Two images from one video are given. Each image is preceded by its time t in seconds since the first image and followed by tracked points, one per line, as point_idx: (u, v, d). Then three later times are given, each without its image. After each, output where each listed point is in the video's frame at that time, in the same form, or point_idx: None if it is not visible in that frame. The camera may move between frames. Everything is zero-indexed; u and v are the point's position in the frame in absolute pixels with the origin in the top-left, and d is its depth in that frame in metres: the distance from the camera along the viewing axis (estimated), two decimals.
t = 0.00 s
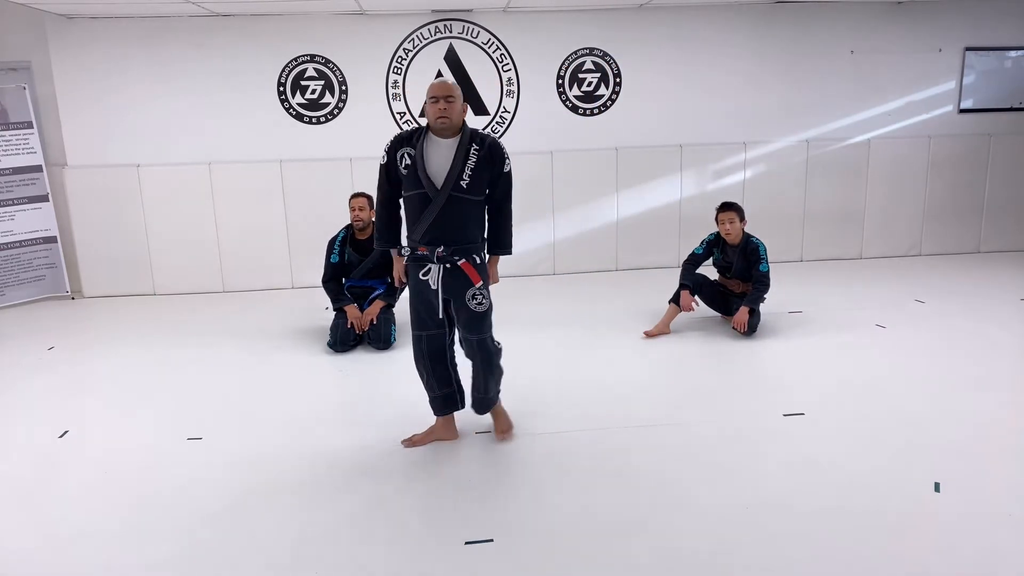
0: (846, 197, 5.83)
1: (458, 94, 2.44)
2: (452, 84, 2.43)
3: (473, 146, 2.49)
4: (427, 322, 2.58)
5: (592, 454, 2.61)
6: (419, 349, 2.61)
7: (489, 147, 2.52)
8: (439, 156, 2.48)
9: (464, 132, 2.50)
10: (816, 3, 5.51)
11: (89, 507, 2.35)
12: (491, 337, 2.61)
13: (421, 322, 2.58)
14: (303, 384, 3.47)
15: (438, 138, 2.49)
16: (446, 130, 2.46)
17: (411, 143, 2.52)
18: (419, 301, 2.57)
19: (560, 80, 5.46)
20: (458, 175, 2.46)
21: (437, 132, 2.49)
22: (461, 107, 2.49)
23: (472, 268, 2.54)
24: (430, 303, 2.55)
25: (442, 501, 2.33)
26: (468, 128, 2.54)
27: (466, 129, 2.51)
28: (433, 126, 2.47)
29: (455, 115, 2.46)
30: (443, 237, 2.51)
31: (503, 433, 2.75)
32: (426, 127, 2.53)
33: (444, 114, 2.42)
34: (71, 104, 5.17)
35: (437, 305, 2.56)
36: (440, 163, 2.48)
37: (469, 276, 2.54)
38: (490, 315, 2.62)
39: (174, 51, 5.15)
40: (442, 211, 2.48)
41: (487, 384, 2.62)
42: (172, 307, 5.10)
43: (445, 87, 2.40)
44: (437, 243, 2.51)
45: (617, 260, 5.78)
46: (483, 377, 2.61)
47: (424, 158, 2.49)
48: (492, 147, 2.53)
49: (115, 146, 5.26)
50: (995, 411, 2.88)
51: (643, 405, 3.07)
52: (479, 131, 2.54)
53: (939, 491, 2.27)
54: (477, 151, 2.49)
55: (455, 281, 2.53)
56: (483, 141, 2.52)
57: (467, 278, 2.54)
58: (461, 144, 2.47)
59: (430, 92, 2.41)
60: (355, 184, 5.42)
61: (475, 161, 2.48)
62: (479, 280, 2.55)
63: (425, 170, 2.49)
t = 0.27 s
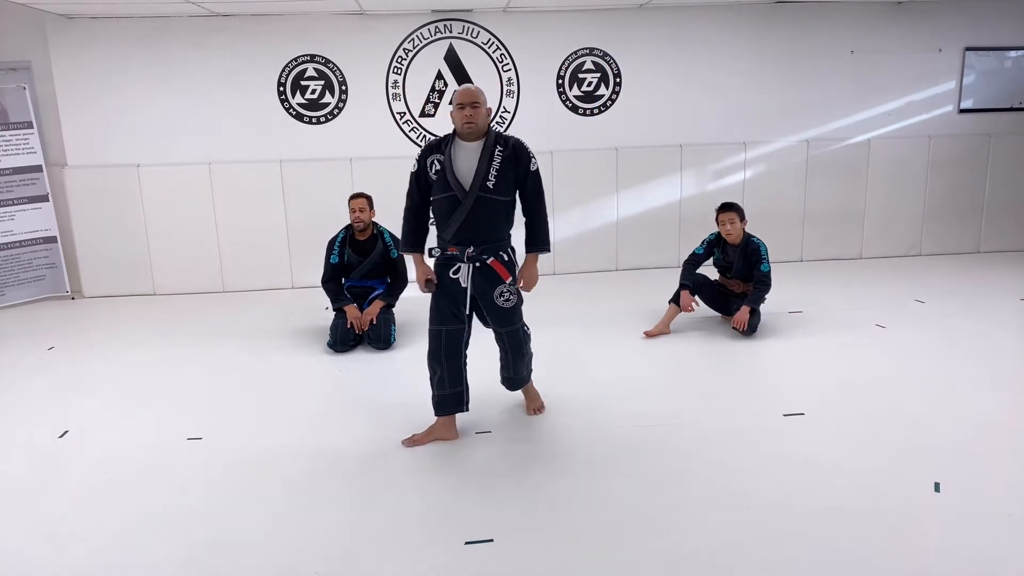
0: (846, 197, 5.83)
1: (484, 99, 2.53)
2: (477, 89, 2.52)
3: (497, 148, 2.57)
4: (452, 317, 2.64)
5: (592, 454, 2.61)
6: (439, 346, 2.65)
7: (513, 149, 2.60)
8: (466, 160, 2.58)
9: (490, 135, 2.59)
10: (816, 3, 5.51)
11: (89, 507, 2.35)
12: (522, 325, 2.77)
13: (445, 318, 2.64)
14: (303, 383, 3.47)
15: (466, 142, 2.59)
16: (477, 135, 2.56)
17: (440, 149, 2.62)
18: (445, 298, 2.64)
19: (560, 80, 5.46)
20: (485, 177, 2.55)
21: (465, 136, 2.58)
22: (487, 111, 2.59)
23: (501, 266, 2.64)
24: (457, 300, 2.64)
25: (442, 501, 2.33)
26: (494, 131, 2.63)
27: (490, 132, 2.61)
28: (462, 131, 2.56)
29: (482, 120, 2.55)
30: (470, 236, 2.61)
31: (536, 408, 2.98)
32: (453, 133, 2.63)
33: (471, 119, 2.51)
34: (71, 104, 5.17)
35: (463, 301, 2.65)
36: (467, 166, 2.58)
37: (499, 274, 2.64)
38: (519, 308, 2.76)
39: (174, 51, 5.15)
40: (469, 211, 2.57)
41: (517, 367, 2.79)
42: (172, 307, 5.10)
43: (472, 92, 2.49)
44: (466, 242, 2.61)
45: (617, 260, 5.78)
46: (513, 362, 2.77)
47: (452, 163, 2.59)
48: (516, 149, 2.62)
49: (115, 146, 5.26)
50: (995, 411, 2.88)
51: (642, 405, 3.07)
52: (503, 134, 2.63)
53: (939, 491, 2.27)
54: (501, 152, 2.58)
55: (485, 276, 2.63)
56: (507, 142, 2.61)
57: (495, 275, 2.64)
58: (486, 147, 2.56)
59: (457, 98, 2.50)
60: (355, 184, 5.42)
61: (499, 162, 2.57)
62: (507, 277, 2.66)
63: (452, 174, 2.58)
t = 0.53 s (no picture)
0: (846, 197, 5.83)
1: (508, 106, 2.58)
2: (502, 96, 2.58)
3: (519, 156, 2.62)
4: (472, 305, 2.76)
5: (593, 454, 2.61)
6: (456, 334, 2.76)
7: (534, 156, 2.64)
8: (491, 166, 2.66)
9: (515, 142, 2.65)
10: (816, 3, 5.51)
11: (89, 507, 2.35)
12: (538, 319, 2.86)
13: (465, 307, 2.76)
14: (303, 383, 3.47)
15: (493, 149, 2.66)
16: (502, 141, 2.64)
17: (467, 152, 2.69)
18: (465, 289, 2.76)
19: (560, 80, 5.46)
20: (506, 183, 2.62)
21: (492, 143, 2.65)
22: (513, 118, 2.64)
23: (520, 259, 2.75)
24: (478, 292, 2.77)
25: (442, 500, 2.33)
26: (519, 137, 2.68)
27: (514, 139, 2.66)
28: (488, 138, 2.63)
29: (507, 127, 2.60)
30: (493, 236, 2.71)
31: (537, 408, 2.98)
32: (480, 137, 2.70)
33: (496, 126, 2.57)
34: (71, 104, 5.17)
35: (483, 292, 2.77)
36: (492, 171, 2.67)
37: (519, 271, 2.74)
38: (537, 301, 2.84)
39: (174, 51, 5.15)
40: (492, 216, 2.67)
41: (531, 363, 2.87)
42: (172, 307, 5.10)
43: (496, 100, 2.55)
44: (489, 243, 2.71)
45: (617, 260, 5.78)
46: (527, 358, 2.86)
47: (478, 168, 2.67)
48: (539, 155, 2.65)
49: (115, 146, 5.26)
50: (995, 411, 2.88)
51: (642, 404, 3.07)
52: (527, 140, 2.67)
53: (939, 491, 2.27)
54: (523, 160, 2.63)
55: (507, 273, 2.72)
56: (530, 149, 2.65)
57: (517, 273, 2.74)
58: (509, 154, 2.63)
59: (484, 106, 2.57)
60: (355, 184, 5.42)
61: (520, 170, 2.63)
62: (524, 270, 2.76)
63: (477, 179, 2.67)
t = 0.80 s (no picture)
0: (846, 197, 5.83)
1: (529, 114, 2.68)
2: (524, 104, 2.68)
3: (537, 162, 2.78)
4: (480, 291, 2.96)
5: (593, 455, 2.61)
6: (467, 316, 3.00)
7: (550, 161, 2.81)
8: (511, 170, 2.80)
9: (532, 148, 2.78)
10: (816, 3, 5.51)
11: (89, 507, 2.35)
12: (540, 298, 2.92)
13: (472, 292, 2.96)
14: (302, 384, 3.47)
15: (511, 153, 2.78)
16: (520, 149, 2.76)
17: (485, 155, 2.83)
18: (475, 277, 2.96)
19: (560, 80, 5.46)
20: (525, 187, 2.79)
21: (510, 148, 2.75)
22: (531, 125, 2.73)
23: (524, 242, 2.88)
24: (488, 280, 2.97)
25: (441, 500, 2.33)
26: (535, 142, 2.81)
27: (532, 144, 2.79)
28: (507, 143, 2.73)
29: (527, 135, 2.70)
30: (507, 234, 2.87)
31: (537, 406, 2.99)
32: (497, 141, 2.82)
33: (517, 135, 2.67)
34: (71, 104, 5.17)
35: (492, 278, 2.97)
36: (510, 175, 2.81)
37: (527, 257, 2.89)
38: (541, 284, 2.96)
39: (174, 51, 5.15)
40: (510, 217, 2.83)
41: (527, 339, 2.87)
42: (172, 307, 5.10)
43: (519, 109, 2.64)
44: (502, 241, 2.88)
45: (617, 260, 5.78)
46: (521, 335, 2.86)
47: (498, 172, 2.81)
48: (555, 161, 2.83)
49: (115, 146, 5.26)
50: (995, 411, 2.88)
51: (642, 405, 3.07)
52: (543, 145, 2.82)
53: (939, 491, 2.28)
54: (540, 166, 2.78)
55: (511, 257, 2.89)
56: (547, 155, 2.80)
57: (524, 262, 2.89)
58: (527, 160, 2.78)
59: (505, 113, 2.66)
60: (355, 184, 5.42)
61: (538, 176, 2.79)
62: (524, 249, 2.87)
63: (496, 182, 2.82)
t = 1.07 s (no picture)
0: (845, 197, 5.83)
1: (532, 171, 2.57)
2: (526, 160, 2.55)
3: (536, 209, 2.78)
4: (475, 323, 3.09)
5: (593, 454, 2.61)
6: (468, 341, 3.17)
7: (546, 204, 2.82)
8: (511, 222, 2.77)
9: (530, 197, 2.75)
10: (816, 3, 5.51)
11: (89, 507, 2.35)
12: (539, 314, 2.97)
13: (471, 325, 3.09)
14: (302, 384, 3.47)
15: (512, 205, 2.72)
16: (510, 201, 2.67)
17: (486, 207, 2.74)
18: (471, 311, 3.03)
19: (560, 80, 5.46)
20: (525, 235, 2.80)
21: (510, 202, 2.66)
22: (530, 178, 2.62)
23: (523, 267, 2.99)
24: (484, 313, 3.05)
25: (442, 500, 2.33)
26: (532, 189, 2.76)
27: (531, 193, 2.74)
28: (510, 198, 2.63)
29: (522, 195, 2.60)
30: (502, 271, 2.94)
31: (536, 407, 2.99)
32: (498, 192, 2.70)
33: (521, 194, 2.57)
34: (71, 104, 5.17)
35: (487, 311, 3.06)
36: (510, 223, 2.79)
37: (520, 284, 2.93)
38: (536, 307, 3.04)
39: (174, 51, 5.15)
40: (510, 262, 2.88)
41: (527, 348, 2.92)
42: (172, 307, 5.10)
43: (524, 172, 2.51)
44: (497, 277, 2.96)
45: (617, 260, 5.78)
46: (522, 343, 2.91)
47: (498, 223, 2.76)
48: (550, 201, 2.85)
49: (116, 146, 5.26)
50: (995, 411, 2.88)
51: (642, 405, 3.07)
52: (539, 189, 2.79)
53: (939, 491, 2.28)
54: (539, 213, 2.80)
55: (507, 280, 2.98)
56: (544, 200, 2.80)
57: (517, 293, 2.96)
58: (528, 210, 2.76)
59: (510, 176, 2.52)
60: (355, 184, 5.42)
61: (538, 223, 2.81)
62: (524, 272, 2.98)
63: (497, 233, 2.78)
